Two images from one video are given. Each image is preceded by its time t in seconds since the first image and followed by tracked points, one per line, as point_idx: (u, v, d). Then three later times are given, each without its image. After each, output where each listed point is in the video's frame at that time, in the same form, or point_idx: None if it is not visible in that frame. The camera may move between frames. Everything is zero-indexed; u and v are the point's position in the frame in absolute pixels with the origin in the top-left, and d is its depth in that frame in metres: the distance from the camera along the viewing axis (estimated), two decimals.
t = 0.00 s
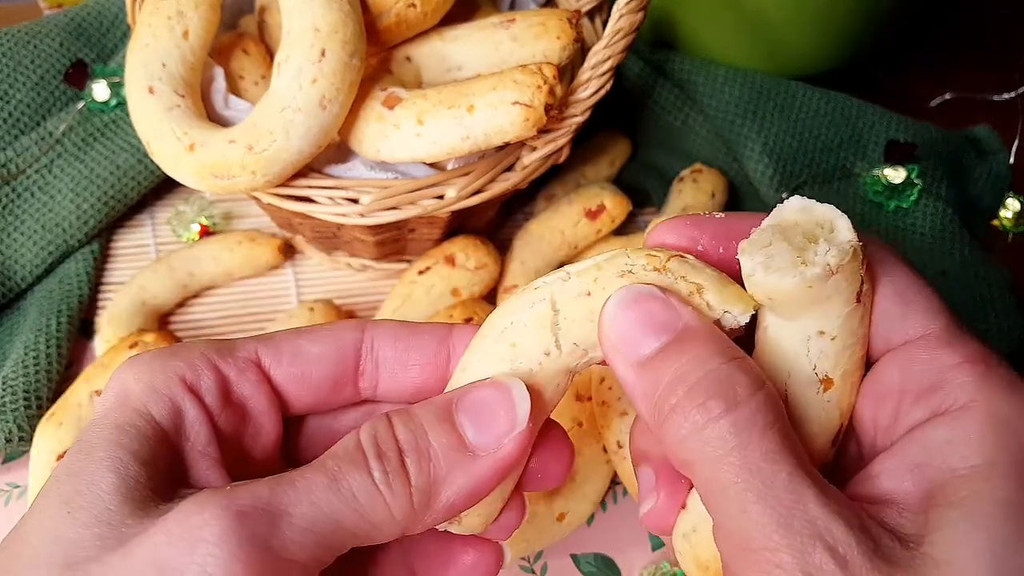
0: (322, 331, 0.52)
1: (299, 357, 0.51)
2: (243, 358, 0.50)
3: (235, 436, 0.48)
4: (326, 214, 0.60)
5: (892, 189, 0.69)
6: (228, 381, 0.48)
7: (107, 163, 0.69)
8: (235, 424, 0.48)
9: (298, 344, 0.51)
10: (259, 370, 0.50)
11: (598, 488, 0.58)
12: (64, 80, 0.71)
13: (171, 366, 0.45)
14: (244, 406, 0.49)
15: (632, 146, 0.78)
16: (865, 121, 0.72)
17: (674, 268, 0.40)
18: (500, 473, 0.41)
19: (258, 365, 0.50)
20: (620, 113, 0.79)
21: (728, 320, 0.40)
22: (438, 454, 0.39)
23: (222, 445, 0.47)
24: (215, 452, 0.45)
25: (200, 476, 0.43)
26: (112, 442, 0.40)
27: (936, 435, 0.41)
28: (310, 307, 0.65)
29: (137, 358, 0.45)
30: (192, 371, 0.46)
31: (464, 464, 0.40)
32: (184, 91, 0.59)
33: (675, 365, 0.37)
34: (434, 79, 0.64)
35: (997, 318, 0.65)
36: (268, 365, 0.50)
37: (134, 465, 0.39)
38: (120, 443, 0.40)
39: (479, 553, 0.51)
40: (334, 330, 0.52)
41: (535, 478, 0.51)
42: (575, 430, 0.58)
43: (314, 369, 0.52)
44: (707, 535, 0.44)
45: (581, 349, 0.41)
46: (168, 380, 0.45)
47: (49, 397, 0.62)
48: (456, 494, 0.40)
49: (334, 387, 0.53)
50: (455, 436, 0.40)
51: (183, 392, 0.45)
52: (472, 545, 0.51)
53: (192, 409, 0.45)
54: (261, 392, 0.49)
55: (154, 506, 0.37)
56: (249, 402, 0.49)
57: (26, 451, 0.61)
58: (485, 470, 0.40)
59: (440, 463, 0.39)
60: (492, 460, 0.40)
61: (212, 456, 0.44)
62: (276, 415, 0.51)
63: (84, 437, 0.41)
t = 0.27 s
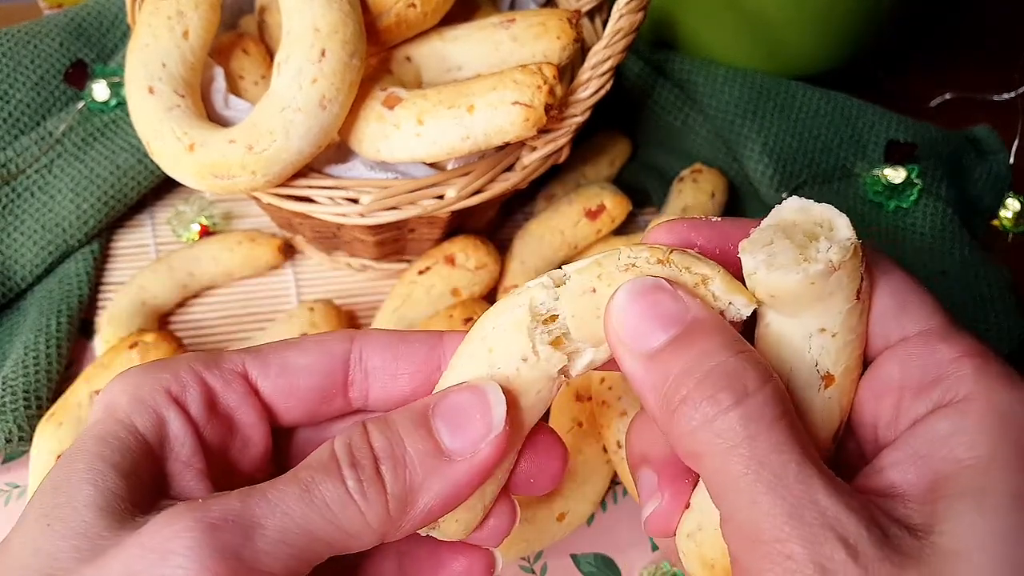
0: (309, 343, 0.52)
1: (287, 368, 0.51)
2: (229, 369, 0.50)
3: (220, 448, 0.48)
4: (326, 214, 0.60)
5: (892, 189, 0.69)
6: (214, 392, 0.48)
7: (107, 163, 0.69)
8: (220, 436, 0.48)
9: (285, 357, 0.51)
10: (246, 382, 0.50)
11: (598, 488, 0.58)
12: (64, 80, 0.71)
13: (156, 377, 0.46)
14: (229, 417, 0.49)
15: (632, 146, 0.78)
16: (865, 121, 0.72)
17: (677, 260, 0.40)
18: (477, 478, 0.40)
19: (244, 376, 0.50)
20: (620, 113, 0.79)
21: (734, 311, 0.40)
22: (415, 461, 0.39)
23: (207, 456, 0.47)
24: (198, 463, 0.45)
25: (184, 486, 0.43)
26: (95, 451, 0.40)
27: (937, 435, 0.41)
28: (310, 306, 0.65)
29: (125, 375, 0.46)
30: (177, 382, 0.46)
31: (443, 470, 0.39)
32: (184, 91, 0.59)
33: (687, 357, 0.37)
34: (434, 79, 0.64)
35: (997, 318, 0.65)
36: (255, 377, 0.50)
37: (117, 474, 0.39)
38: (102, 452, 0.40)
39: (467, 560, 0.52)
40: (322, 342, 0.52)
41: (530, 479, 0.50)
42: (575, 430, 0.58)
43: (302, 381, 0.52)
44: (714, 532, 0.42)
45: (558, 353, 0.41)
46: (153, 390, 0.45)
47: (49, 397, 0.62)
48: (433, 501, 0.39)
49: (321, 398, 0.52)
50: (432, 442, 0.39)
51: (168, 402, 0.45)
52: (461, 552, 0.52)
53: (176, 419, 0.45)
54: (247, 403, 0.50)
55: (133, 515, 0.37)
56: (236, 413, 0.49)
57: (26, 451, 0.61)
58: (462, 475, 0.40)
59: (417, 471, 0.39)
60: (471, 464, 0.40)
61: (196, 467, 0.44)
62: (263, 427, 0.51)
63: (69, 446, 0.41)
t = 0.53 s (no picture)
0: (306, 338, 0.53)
1: (282, 366, 0.51)
2: (222, 368, 0.50)
3: (214, 447, 0.48)
4: (326, 214, 0.60)
5: (892, 189, 0.69)
6: (207, 392, 0.49)
7: (107, 163, 0.69)
8: (214, 435, 0.48)
9: (281, 355, 0.51)
10: (240, 380, 0.50)
11: (598, 488, 0.58)
12: (64, 80, 0.71)
13: (149, 379, 0.46)
14: (223, 415, 0.49)
15: (632, 146, 0.78)
16: (865, 121, 0.72)
17: (689, 247, 0.40)
18: (464, 473, 0.40)
19: (237, 374, 0.50)
20: (620, 113, 0.79)
21: (747, 300, 0.40)
22: (401, 460, 0.38)
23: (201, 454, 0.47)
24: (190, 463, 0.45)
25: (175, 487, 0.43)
26: (86, 450, 0.40)
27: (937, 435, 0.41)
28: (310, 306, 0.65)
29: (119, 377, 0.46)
30: (170, 383, 0.47)
31: (428, 466, 0.39)
32: (184, 91, 0.59)
33: (703, 345, 0.37)
34: (434, 79, 0.64)
35: (997, 319, 0.65)
36: (250, 376, 0.50)
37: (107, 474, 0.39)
38: (93, 452, 0.41)
39: (471, 554, 0.52)
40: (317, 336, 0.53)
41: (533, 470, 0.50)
42: (575, 429, 0.58)
43: (298, 379, 0.52)
44: (724, 523, 0.42)
45: (544, 342, 0.40)
46: (145, 390, 0.45)
47: (49, 397, 0.62)
48: (420, 498, 0.39)
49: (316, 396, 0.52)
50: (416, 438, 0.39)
51: (160, 402, 0.45)
52: (463, 546, 0.51)
53: (168, 418, 0.45)
54: (241, 402, 0.50)
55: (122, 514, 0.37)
56: (230, 412, 0.49)
57: (26, 451, 0.61)
58: (449, 471, 0.39)
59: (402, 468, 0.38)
60: (456, 459, 0.39)
61: (189, 468, 0.45)
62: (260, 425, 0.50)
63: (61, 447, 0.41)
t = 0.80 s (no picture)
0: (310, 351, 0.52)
1: (287, 378, 0.51)
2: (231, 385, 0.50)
3: (225, 464, 0.48)
4: (326, 214, 0.59)
5: (892, 189, 0.69)
6: (215, 409, 0.49)
7: (107, 164, 0.69)
8: (224, 451, 0.49)
9: (286, 367, 0.51)
10: (248, 397, 0.50)
11: (598, 488, 0.58)
12: (64, 80, 0.71)
13: (158, 398, 0.47)
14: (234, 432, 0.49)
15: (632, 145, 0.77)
16: (865, 121, 0.72)
17: (698, 250, 0.40)
18: (459, 470, 0.39)
19: (246, 393, 0.50)
20: (620, 112, 0.79)
21: (757, 306, 0.40)
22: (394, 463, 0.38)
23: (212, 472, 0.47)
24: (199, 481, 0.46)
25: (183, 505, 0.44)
26: (96, 470, 0.41)
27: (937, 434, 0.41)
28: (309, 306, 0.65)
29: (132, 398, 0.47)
30: (179, 402, 0.47)
31: (421, 466, 0.38)
32: (184, 91, 0.59)
33: (713, 347, 0.37)
34: (434, 79, 0.64)
35: (997, 319, 0.65)
36: (257, 393, 0.50)
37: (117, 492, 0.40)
38: (103, 471, 0.41)
39: (483, 555, 0.50)
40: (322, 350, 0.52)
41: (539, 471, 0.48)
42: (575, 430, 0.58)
43: (303, 391, 0.51)
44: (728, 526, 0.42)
45: (531, 337, 0.39)
46: (154, 409, 0.46)
47: (49, 397, 0.62)
48: (415, 501, 0.39)
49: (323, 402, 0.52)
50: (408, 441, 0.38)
51: (169, 421, 0.46)
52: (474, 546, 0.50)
53: (175, 435, 0.46)
54: (249, 416, 0.50)
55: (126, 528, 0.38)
56: (240, 429, 0.49)
57: (26, 451, 0.61)
58: (443, 470, 0.39)
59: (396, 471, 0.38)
60: (448, 455, 0.39)
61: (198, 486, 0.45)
62: (269, 438, 0.50)
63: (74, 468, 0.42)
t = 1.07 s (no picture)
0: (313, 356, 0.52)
1: (290, 386, 0.51)
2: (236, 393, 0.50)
3: (230, 469, 0.48)
4: (326, 214, 0.59)
5: (892, 189, 0.69)
6: (220, 417, 0.49)
7: (107, 163, 0.69)
8: (229, 460, 0.49)
9: (290, 374, 0.51)
10: (253, 404, 0.50)
11: (598, 488, 0.58)
12: (64, 80, 0.71)
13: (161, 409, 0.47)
14: (240, 439, 0.49)
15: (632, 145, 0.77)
16: (865, 120, 0.72)
17: (715, 244, 0.40)
18: (448, 464, 0.38)
19: (252, 400, 0.50)
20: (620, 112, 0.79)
21: (770, 305, 0.39)
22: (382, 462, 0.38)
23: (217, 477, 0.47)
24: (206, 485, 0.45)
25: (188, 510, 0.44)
26: (101, 483, 0.42)
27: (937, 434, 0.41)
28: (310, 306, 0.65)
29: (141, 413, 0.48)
30: (183, 411, 0.48)
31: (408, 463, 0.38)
32: (184, 91, 0.59)
33: (726, 344, 0.37)
34: (434, 79, 0.64)
35: (997, 318, 0.65)
36: (261, 397, 0.50)
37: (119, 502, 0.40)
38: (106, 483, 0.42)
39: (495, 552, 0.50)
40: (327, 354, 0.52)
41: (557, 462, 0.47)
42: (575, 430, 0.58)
43: (304, 393, 0.51)
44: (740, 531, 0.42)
45: (512, 316, 0.38)
46: (157, 419, 0.47)
47: (49, 396, 0.62)
48: (407, 498, 0.38)
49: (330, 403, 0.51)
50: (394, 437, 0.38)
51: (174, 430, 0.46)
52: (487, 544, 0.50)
53: (179, 443, 0.46)
54: (252, 423, 0.50)
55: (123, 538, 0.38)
56: (246, 436, 0.49)
57: (26, 451, 0.61)
58: (431, 465, 0.38)
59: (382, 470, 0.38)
60: (432, 450, 0.38)
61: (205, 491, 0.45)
62: (276, 445, 0.50)
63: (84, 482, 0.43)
